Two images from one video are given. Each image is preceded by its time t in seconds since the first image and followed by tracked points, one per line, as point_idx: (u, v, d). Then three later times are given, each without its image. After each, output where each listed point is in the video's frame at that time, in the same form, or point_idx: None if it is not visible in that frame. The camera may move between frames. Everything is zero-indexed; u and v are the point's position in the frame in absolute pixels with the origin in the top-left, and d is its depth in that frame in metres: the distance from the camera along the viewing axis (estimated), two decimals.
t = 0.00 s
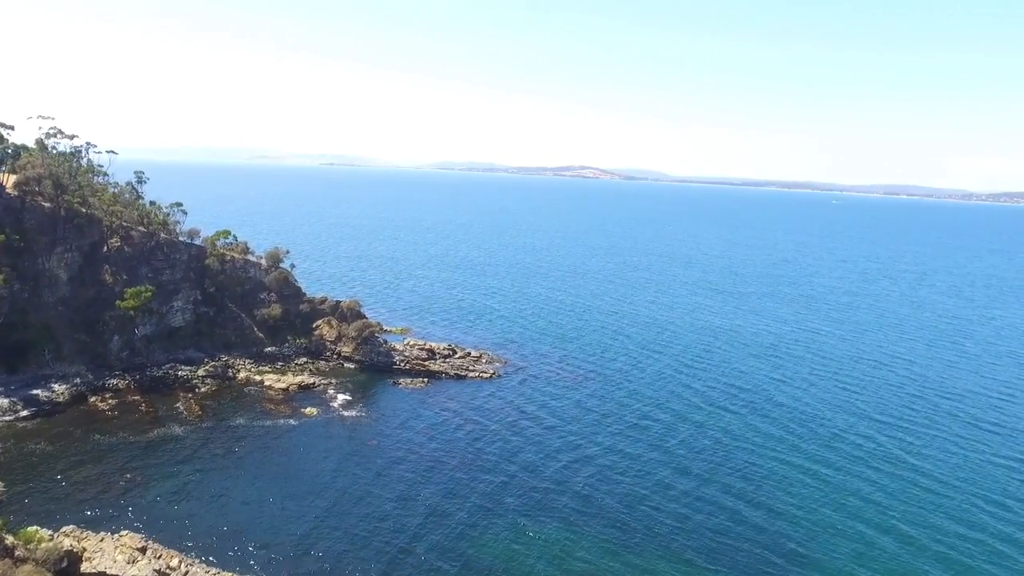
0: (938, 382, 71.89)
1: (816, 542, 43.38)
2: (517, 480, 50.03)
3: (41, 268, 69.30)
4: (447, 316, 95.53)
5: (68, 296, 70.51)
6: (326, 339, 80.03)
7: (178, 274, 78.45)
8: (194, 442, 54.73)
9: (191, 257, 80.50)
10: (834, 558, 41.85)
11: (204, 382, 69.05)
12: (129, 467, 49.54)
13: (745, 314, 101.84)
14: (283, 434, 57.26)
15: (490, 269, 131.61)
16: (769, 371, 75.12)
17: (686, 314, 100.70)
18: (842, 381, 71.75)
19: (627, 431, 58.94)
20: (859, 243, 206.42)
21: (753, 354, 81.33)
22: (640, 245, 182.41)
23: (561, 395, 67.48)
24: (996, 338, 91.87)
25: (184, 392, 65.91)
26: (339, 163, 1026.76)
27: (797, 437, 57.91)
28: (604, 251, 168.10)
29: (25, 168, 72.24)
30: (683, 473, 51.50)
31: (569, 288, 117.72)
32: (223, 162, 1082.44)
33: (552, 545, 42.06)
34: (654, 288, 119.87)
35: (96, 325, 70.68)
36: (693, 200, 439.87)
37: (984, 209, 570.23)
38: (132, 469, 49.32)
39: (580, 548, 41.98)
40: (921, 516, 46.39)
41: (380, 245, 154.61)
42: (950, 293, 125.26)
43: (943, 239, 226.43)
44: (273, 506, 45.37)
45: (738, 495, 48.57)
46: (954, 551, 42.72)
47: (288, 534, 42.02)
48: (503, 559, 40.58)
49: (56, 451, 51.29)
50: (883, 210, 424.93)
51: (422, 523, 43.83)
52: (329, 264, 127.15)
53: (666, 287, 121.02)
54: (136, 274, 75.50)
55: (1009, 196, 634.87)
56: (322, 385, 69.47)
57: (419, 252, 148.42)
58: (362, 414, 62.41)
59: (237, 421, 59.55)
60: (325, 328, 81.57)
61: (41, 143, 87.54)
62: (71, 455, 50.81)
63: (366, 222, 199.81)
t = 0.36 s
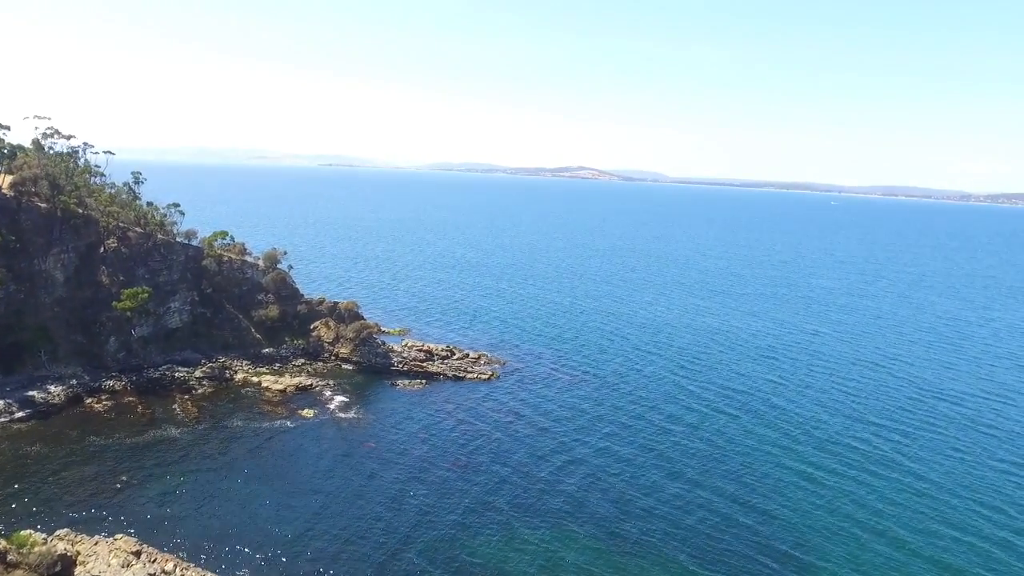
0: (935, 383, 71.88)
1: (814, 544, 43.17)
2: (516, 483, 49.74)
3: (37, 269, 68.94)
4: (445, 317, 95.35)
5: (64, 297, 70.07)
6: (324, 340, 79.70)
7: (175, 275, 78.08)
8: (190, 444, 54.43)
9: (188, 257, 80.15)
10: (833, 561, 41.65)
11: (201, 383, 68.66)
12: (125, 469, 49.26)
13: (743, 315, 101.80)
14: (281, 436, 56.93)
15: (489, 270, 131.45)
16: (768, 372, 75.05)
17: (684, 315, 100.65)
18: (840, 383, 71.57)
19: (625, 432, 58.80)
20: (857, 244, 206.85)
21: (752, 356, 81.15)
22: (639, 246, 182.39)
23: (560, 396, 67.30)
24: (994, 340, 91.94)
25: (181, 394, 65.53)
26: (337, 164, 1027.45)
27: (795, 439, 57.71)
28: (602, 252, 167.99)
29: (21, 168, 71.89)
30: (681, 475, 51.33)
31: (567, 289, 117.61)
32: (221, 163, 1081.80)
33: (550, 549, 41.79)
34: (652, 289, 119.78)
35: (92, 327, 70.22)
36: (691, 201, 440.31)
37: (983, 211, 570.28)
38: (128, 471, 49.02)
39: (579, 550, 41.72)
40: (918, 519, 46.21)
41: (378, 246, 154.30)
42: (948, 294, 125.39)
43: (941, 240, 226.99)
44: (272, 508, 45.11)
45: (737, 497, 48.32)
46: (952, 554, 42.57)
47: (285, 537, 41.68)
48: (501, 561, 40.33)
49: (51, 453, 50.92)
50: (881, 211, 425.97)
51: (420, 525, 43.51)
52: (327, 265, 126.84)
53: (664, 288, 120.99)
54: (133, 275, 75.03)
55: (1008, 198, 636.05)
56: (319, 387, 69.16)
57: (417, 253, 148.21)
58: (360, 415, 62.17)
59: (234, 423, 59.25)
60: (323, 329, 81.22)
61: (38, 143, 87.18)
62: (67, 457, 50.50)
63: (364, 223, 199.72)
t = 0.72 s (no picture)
0: (934, 383, 71.91)
1: (813, 545, 43.18)
2: (515, 483, 49.69)
3: (35, 269, 68.68)
4: (445, 317, 95.32)
5: (62, 297, 69.85)
6: (322, 340, 79.53)
7: (173, 275, 77.94)
8: (189, 445, 54.29)
9: (187, 258, 80.00)
10: (831, 561, 41.65)
11: (199, 383, 68.50)
12: (124, 470, 49.11)
13: (742, 315, 101.89)
14: (279, 437, 56.82)
15: (488, 270, 131.48)
16: (766, 372, 75.10)
17: (683, 315, 100.68)
18: (838, 383, 71.62)
19: (624, 433, 58.80)
20: (856, 245, 207.30)
21: (751, 356, 81.19)
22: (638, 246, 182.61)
23: (559, 396, 67.30)
24: (992, 340, 92.13)
25: (180, 394, 65.41)
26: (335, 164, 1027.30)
27: (794, 439, 57.74)
28: (601, 252, 168.12)
29: (19, 168, 71.63)
30: (680, 475, 51.35)
31: (566, 289, 117.68)
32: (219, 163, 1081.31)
33: (549, 549, 41.76)
34: (651, 288, 119.92)
35: (91, 327, 69.98)
36: (689, 201, 441.14)
37: (981, 212, 571.44)
38: (126, 472, 48.88)
39: (577, 551, 41.68)
40: (916, 519, 46.23)
41: (377, 246, 154.28)
42: (946, 294, 125.64)
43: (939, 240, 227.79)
44: (270, 508, 45.03)
45: (735, 497, 48.32)
46: (951, 553, 42.64)
47: (284, 538, 41.58)
48: (500, 562, 40.26)
49: (49, 453, 50.80)
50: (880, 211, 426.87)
51: (420, 525, 43.49)
52: (326, 264, 126.82)
53: (662, 288, 121.21)
54: (131, 275, 74.84)
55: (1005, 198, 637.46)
56: (319, 387, 69.10)
57: (416, 253, 148.15)
58: (359, 415, 62.08)
59: (233, 423, 59.15)
60: (322, 329, 81.09)
61: (36, 143, 86.94)
62: (65, 457, 50.33)
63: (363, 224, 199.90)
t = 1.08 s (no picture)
0: (933, 383, 71.92)
1: (813, 544, 43.16)
2: (515, 483, 49.69)
3: (34, 270, 68.51)
4: (445, 317, 95.32)
5: (62, 297, 69.75)
6: (322, 340, 79.51)
7: (173, 275, 77.85)
8: (190, 445, 54.25)
9: (186, 258, 79.89)
10: (832, 561, 41.63)
11: (199, 383, 68.44)
12: (124, 470, 49.05)
13: (741, 315, 101.97)
14: (279, 437, 56.80)
15: (488, 270, 131.51)
16: (766, 372, 75.12)
17: (683, 315, 100.77)
18: (838, 383, 71.64)
19: (625, 433, 58.80)
20: (855, 245, 207.56)
21: (752, 356, 81.15)
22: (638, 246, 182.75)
23: (559, 396, 67.32)
24: (991, 340, 92.27)
25: (180, 394, 65.36)
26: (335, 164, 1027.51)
27: (793, 439, 57.77)
28: (601, 251, 168.29)
29: (18, 168, 71.41)
30: (680, 475, 51.36)
31: (566, 288, 117.72)
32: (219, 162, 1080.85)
33: (551, 548, 41.78)
34: (651, 288, 120.02)
35: (90, 327, 69.87)
36: (689, 201, 441.44)
37: (981, 212, 571.85)
38: (127, 472, 48.82)
39: (578, 551, 41.65)
40: (916, 518, 46.18)
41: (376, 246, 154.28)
42: (946, 294, 125.82)
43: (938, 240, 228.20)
44: (271, 508, 44.98)
45: (735, 497, 48.34)
46: (952, 552, 42.70)
47: (285, 538, 41.52)
48: (501, 562, 40.26)
49: (50, 454, 50.74)
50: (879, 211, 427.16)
51: (421, 525, 43.50)
52: (325, 264, 126.79)
53: (662, 288, 121.30)
54: (131, 275, 74.76)
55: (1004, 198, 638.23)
56: (319, 387, 69.07)
57: (416, 253, 148.14)
58: (359, 415, 62.07)
59: (233, 423, 59.10)
60: (321, 329, 81.07)
61: (35, 143, 86.79)
62: (65, 458, 50.28)
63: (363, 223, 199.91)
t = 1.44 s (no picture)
0: (933, 383, 71.87)
1: (814, 544, 43.13)
2: (516, 483, 49.66)
3: (34, 270, 68.44)
4: (445, 317, 95.30)
5: (62, 298, 69.67)
6: (322, 340, 79.47)
7: (173, 275, 77.78)
8: (190, 445, 54.18)
9: (187, 258, 79.81)
10: (833, 560, 41.62)
11: (200, 383, 68.39)
12: (125, 470, 48.98)
13: (741, 315, 101.95)
14: (280, 437, 56.74)
15: (488, 270, 131.51)
16: (766, 372, 75.07)
17: (683, 314, 100.81)
18: (838, 383, 71.54)
19: (626, 432, 58.78)
20: (854, 244, 207.84)
21: (752, 356, 81.10)
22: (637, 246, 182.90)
23: (560, 396, 67.29)
24: (990, 339, 92.36)
25: (181, 395, 65.29)
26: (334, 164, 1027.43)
27: (793, 438, 57.73)
28: (601, 252, 168.44)
29: (18, 168, 71.34)
30: (682, 475, 51.32)
31: (566, 288, 117.79)
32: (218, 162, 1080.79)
33: (552, 548, 41.76)
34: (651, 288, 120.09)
35: (91, 327, 69.77)
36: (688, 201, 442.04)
37: (979, 211, 574.87)
38: (127, 472, 48.74)
39: (580, 551, 41.61)
40: (917, 518, 46.18)
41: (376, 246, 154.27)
42: (945, 294, 126.00)
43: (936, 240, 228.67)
44: (272, 508, 44.90)
45: (736, 497, 48.30)
46: (953, 552, 42.66)
47: (287, 539, 41.44)
48: (503, 562, 40.22)
49: (50, 454, 50.69)
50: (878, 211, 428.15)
51: (422, 525, 43.47)
52: (325, 264, 126.77)
53: (662, 288, 121.32)
54: (131, 275, 74.67)
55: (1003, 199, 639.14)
56: (319, 388, 69.01)
57: (416, 253, 148.11)
58: (360, 416, 62.04)
59: (234, 423, 59.04)
60: (322, 329, 81.01)
61: (35, 143, 86.74)
62: (65, 458, 50.21)
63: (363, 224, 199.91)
